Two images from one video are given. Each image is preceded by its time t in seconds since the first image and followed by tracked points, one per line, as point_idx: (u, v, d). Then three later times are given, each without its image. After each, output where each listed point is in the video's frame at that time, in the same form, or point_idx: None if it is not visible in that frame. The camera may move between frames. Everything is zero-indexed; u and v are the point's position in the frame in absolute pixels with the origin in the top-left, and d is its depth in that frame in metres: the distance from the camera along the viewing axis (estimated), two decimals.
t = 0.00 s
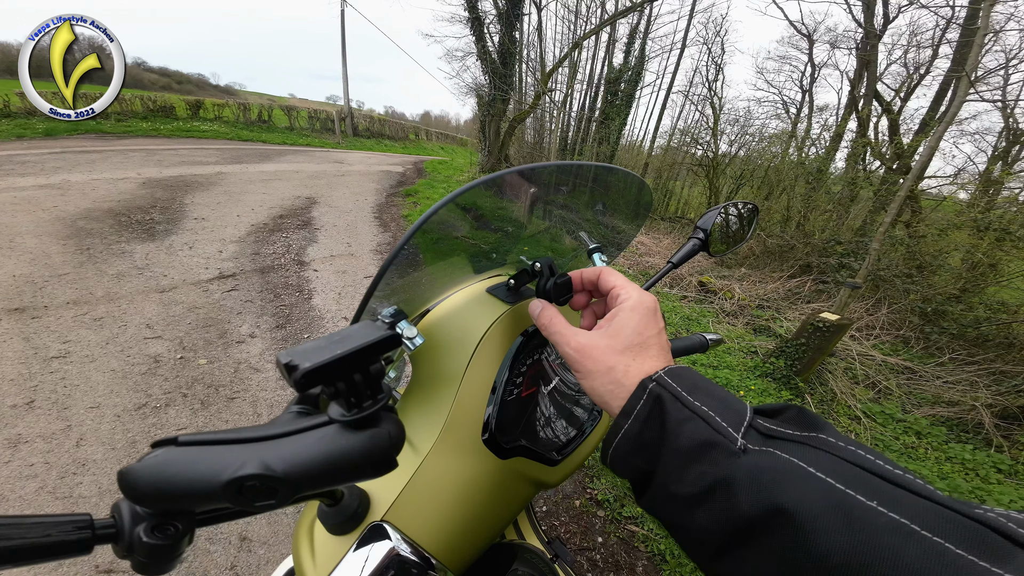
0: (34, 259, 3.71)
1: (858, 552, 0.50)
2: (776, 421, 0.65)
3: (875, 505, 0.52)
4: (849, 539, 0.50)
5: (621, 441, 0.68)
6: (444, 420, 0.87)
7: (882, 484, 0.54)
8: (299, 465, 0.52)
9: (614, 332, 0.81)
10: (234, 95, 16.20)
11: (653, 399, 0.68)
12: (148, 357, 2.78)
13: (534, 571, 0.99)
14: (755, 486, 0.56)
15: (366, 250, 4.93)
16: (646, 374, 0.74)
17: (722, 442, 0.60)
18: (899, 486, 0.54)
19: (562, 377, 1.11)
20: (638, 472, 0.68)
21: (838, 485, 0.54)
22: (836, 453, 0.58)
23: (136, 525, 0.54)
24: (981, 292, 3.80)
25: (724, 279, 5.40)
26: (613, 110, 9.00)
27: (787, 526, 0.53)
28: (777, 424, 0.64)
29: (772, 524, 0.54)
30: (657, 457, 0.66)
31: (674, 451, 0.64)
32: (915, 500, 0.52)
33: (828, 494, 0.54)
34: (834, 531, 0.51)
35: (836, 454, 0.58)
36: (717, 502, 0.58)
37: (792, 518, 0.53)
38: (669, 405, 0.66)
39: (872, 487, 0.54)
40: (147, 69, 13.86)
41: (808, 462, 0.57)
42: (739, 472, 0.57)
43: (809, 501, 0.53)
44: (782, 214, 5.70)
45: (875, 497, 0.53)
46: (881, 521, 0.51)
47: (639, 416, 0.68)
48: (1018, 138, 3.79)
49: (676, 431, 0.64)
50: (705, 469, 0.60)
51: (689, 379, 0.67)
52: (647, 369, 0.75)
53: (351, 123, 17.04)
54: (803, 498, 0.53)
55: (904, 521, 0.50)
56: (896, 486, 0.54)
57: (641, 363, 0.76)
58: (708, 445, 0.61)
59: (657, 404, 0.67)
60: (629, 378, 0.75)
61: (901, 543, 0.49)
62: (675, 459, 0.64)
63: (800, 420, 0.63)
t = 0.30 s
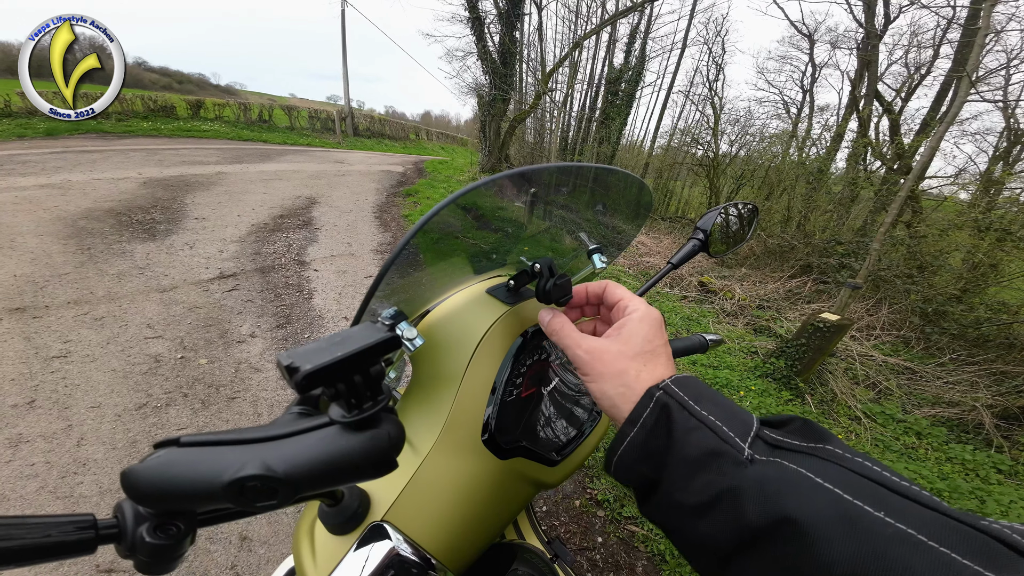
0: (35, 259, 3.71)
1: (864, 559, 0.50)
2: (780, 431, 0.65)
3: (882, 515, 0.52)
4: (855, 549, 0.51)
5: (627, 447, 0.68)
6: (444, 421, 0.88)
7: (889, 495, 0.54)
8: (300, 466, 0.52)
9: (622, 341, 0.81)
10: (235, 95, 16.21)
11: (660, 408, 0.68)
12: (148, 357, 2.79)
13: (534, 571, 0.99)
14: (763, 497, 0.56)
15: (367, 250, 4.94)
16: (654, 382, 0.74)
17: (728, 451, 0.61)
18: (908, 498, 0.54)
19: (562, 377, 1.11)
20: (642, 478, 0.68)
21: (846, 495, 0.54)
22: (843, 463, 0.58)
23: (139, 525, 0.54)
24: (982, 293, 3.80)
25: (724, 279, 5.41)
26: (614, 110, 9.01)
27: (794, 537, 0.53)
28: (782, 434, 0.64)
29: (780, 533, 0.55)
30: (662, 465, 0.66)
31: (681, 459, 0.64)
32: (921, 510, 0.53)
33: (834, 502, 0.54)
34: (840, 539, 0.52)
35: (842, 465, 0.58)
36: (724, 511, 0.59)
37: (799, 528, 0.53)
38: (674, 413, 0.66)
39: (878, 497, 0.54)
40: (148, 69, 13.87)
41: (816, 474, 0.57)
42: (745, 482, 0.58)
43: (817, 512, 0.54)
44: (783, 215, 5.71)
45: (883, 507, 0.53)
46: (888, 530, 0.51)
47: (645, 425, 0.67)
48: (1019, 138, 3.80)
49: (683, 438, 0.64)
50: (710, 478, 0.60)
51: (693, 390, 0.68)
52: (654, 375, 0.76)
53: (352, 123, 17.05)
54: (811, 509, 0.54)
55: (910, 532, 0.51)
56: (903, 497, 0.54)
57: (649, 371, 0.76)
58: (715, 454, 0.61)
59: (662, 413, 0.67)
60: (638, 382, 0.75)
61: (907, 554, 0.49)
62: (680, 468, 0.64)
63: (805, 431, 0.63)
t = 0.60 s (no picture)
0: (35, 258, 3.72)
1: None
2: (771, 478, 0.62)
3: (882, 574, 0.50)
4: None
5: (619, 518, 0.58)
6: (445, 421, 0.87)
7: (887, 549, 0.52)
8: (298, 466, 0.52)
9: (560, 436, 0.65)
10: (236, 95, 16.22)
11: (651, 471, 0.59)
12: (148, 356, 2.79)
13: (534, 571, 0.98)
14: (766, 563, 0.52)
15: (367, 250, 4.94)
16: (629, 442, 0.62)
17: (725, 513, 0.56)
18: (902, 550, 0.52)
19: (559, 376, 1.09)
20: (636, 546, 0.60)
21: (845, 555, 0.52)
22: (838, 518, 0.55)
23: (134, 526, 0.54)
24: (983, 293, 3.79)
25: (725, 279, 5.40)
26: (614, 110, 9.01)
27: None
28: (774, 483, 0.61)
29: None
30: (658, 528, 0.58)
31: (678, 524, 0.57)
32: (917, 561, 0.50)
33: (836, 564, 0.51)
34: None
35: (839, 520, 0.55)
36: None
37: None
38: (666, 474, 0.58)
39: (876, 552, 0.52)
40: (149, 69, 13.87)
41: (814, 530, 0.54)
42: (746, 547, 0.53)
43: None
44: (783, 215, 5.72)
45: (882, 564, 0.51)
46: None
47: (637, 490, 0.58)
48: (1020, 139, 3.81)
49: (677, 503, 0.57)
50: (712, 543, 0.55)
51: (681, 445, 0.61)
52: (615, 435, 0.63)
53: (352, 123, 17.04)
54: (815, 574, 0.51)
55: None
56: (900, 551, 0.52)
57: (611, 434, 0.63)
58: (712, 517, 0.55)
59: (654, 477, 0.58)
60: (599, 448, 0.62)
61: None
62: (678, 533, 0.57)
63: (797, 475, 0.61)
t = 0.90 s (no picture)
0: (34, 257, 3.71)
1: None
2: (758, 438, 0.61)
3: (872, 534, 0.48)
4: None
5: (601, 477, 0.58)
6: (445, 421, 0.87)
7: (875, 510, 0.50)
8: (300, 466, 0.52)
9: (544, 386, 0.68)
10: (235, 94, 16.20)
11: (633, 428, 0.58)
12: (147, 356, 2.78)
13: (533, 571, 0.98)
14: (749, 522, 0.51)
15: (367, 250, 4.94)
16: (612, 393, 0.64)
17: (707, 470, 0.54)
18: (888, 509, 0.50)
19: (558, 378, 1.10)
20: (620, 508, 0.60)
21: (832, 514, 0.50)
22: (822, 476, 0.54)
23: (137, 526, 0.54)
24: (981, 294, 3.79)
25: (724, 280, 5.41)
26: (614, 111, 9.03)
27: (781, 563, 0.48)
28: (760, 442, 0.60)
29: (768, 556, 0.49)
30: (641, 488, 0.58)
31: (660, 481, 0.56)
32: (906, 522, 0.48)
33: (820, 523, 0.49)
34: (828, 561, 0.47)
35: (824, 479, 0.53)
36: (710, 538, 0.52)
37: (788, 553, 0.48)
38: (648, 433, 0.58)
39: (864, 512, 0.50)
40: (148, 68, 13.85)
41: (797, 488, 0.53)
42: (728, 505, 0.52)
43: (803, 533, 0.49)
44: (783, 216, 5.72)
45: (871, 525, 0.49)
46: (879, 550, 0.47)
47: (619, 449, 0.58)
48: (1019, 140, 3.82)
49: (659, 460, 0.56)
50: (693, 502, 0.54)
51: (666, 405, 0.60)
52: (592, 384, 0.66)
53: (352, 123, 17.04)
54: (798, 531, 0.49)
55: (898, 548, 0.47)
56: (888, 511, 0.50)
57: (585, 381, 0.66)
58: (694, 476, 0.54)
59: (637, 434, 0.58)
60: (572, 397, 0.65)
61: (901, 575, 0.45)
62: (660, 493, 0.56)
63: (783, 435, 0.60)
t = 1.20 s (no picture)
0: (32, 258, 3.70)
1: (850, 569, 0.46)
2: (761, 435, 0.61)
3: (870, 528, 0.48)
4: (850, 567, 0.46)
5: (605, 472, 0.58)
6: (444, 422, 0.87)
7: (877, 506, 0.50)
8: (300, 467, 0.52)
9: (549, 388, 0.68)
10: (234, 94, 16.16)
11: (638, 424, 0.59)
12: (145, 356, 2.78)
13: (532, 571, 0.98)
14: (750, 514, 0.51)
15: (366, 250, 4.94)
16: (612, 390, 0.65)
17: (711, 465, 0.55)
18: (887, 503, 0.50)
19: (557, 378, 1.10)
20: (623, 502, 0.60)
21: (832, 508, 0.50)
22: (824, 472, 0.54)
23: (136, 526, 0.54)
24: (979, 294, 3.80)
25: (723, 280, 5.41)
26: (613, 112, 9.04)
27: (781, 557, 0.48)
28: (764, 439, 0.60)
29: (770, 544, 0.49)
30: (644, 483, 0.58)
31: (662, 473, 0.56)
32: (907, 519, 0.49)
33: (822, 518, 0.49)
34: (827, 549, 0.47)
35: (826, 475, 0.53)
36: (712, 533, 0.53)
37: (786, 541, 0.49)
38: (653, 429, 0.58)
39: (863, 505, 0.50)
40: (147, 68, 13.82)
41: (799, 484, 0.53)
42: (731, 500, 0.52)
43: (803, 527, 0.49)
44: (781, 216, 5.73)
45: (871, 519, 0.49)
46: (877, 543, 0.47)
47: (624, 444, 0.58)
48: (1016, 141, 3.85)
49: (663, 455, 0.56)
50: (696, 496, 0.54)
51: (671, 400, 0.60)
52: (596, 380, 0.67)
53: (351, 123, 17.03)
54: (800, 523, 0.49)
55: (897, 544, 0.47)
56: (887, 506, 0.50)
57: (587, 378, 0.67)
58: (697, 470, 0.55)
59: (642, 429, 0.58)
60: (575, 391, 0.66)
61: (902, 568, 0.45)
62: (663, 487, 0.56)
63: (787, 433, 0.59)
